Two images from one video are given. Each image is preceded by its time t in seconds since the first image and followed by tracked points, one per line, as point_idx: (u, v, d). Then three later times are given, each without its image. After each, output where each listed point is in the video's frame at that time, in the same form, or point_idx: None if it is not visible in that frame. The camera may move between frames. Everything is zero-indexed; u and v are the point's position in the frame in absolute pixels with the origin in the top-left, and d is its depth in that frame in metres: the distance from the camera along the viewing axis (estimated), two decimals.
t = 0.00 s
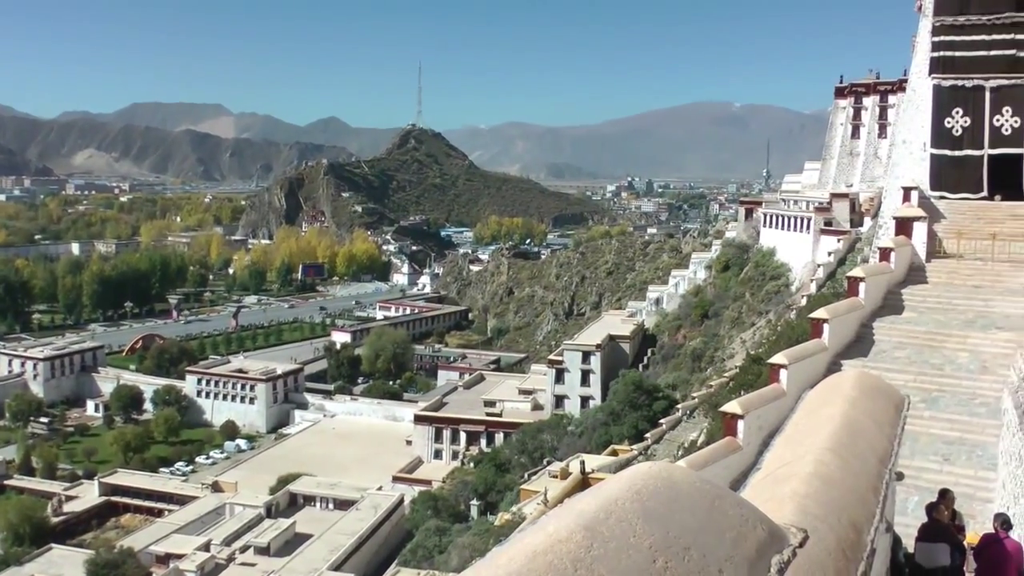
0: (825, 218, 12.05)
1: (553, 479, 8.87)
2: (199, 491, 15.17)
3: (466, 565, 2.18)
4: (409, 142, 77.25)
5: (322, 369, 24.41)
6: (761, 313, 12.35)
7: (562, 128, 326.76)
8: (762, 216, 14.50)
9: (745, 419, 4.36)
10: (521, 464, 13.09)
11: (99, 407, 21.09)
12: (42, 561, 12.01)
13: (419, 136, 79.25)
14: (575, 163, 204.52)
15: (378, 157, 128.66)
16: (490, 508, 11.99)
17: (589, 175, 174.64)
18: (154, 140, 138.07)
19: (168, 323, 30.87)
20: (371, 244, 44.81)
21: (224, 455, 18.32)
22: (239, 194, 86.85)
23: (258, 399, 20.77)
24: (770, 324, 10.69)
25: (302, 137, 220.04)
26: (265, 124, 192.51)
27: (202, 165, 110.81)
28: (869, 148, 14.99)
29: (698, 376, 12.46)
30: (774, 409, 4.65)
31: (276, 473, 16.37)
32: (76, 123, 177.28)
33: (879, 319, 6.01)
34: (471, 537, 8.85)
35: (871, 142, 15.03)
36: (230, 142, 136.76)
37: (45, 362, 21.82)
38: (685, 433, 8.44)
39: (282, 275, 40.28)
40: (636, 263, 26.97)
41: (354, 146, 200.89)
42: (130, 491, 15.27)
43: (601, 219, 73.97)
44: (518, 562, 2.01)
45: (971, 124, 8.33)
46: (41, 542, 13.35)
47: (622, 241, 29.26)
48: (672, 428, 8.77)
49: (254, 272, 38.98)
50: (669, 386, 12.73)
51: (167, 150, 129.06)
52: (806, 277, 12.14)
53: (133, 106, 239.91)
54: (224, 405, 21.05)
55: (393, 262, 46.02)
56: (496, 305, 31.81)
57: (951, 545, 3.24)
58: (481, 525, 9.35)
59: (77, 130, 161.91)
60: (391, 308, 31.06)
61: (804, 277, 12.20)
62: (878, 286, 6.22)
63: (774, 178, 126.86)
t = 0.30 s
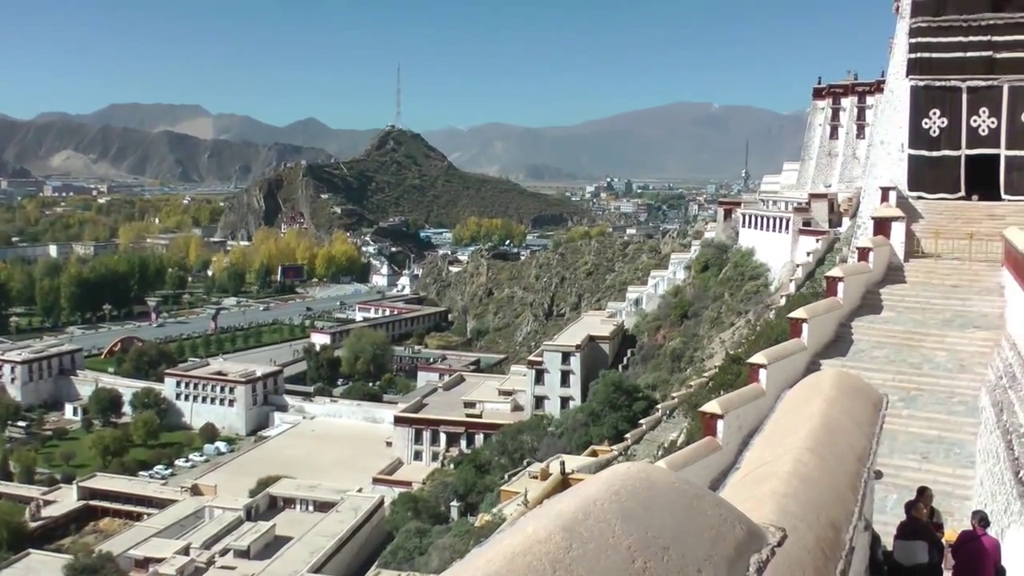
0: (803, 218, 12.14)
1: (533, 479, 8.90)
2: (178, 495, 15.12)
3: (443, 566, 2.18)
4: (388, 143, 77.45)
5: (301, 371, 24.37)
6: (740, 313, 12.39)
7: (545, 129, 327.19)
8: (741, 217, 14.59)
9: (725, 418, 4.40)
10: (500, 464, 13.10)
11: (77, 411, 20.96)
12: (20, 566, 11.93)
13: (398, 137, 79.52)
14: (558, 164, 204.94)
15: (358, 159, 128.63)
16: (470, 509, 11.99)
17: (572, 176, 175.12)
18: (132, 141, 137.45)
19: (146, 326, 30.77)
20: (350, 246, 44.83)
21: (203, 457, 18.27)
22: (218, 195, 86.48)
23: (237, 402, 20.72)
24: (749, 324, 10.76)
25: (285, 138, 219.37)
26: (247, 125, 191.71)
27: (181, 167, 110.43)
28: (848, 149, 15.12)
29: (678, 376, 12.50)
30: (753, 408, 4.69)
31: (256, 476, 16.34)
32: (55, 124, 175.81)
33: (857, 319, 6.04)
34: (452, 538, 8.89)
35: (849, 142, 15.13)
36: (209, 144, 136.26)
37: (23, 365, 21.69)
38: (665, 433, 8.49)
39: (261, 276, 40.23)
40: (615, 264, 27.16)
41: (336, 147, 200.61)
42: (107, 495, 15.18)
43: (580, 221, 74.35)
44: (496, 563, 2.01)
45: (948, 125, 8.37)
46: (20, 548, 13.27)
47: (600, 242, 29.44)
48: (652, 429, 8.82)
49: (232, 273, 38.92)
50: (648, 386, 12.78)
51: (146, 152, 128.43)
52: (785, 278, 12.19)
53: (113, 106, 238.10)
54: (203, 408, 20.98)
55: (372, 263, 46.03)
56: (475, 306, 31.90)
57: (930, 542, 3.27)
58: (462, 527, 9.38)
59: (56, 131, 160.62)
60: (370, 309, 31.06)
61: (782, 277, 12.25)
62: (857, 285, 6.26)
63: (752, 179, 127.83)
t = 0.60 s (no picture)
0: (783, 219, 12.22)
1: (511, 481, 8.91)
2: (157, 498, 15.05)
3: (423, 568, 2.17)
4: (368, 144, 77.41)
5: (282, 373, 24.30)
6: (720, 313, 12.45)
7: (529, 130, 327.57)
8: (721, 218, 14.69)
9: (705, 419, 4.44)
10: (481, 466, 13.11)
11: (56, 414, 20.82)
12: None
13: (378, 138, 79.47)
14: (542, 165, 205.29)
15: (338, 160, 128.35)
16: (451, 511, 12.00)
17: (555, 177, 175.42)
18: (110, 143, 136.59)
19: (124, 328, 30.62)
20: (330, 247, 44.81)
21: (182, 461, 18.19)
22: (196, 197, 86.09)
23: (217, 405, 20.62)
24: (728, 324, 10.82)
25: (267, 140, 218.58)
26: (228, 126, 190.86)
27: (159, 168, 109.91)
28: (826, 150, 15.26)
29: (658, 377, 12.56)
30: (733, 409, 4.73)
31: (236, 479, 16.29)
32: (34, 125, 174.30)
33: (835, 319, 6.09)
34: (432, 540, 8.91)
35: (827, 143, 15.23)
36: (189, 145, 135.61)
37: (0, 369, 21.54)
38: (644, 434, 8.53)
39: (240, 278, 40.12)
40: (595, 265, 27.30)
41: (317, 149, 200.20)
42: (84, 499, 15.09)
43: (559, 222, 74.66)
44: (474, 566, 2.00)
45: (926, 127, 8.44)
46: None
47: (579, 243, 29.58)
48: (632, 430, 8.86)
49: (211, 275, 38.77)
50: (629, 387, 12.82)
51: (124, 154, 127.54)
52: (764, 278, 12.26)
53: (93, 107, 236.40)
54: (182, 411, 20.88)
55: (351, 265, 45.99)
56: (455, 307, 31.92)
57: (908, 540, 3.30)
58: (442, 528, 9.39)
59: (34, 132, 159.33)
60: (349, 311, 31.06)
61: (761, 278, 12.32)
62: (836, 285, 6.30)
63: (732, 180, 128.65)
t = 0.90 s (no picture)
0: (763, 221, 12.30)
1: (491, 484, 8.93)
2: (137, 502, 14.97)
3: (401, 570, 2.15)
4: (348, 146, 77.30)
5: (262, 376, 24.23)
6: (700, 315, 12.50)
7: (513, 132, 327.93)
8: (701, 219, 14.74)
9: (685, 420, 4.48)
10: (461, 469, 13.12)
11: (34, 418, 20.66)
12: None
13: (357, 140, 79.35)
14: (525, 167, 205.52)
15: (319, 162, 128.05)
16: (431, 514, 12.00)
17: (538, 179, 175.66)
18: (89, 145, 135.66)
19: (102, 331, 30.45)
20: (310, 250, 44.75)
21: (162, 465, 18.11)
22: (176, 200, 85.59)
23: (196, 408, 20.51)
24: (709, 326, 10.88)
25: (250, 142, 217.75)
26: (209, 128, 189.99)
27: (138, 171, 109.40)
28: (805, 152, 15.38)
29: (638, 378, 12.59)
30: (713, 410, 4.76)
31: (216, 482, 16.22)
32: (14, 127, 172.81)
33: (816, 320, 6.13)
34: (412, 543, 8.92)
35: (807, 146, 15.29)
36: (169, 147, 134.91)
37: None
38: (625, 435, 8.57)
39: (219, 281, 39.98)
40: (574, 267, 27.40)
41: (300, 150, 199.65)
42: (63, 504, 14.98)
43: (540, 224, 74.82)
44: (454, 567, 1.99)
45: (905, 129, 8.49)
46: None
47: (560, 245, 29.73)
48: (613, 431, 8.89)
49: (190, 278, 38.61)
50: (609, 389, 12.86)
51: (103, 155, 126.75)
52: (743, 280, 12.33)
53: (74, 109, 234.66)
54: (162, 414, 20.78)
55: (332, 267, 45.89)
56: (435, 310, 31.92)
57: (887, 540, 3.32)
58: (422, 531, 9.40)
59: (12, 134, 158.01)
60: (329, 313, 31.00)
61: (741, 279, 12.40)
62: (815, 287, 6.34)
63: (711, 181, 129.48)
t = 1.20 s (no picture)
0: (742, 223, 12.36)
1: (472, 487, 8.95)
2: (117, 508, 14.88)
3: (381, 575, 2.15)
4: (329, 149, 77.15)
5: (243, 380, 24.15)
6: (681, 317, 12.55)
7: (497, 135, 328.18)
8: (680, 221, 14.76)
9: (665, 423, 4.50)
10: (442, 472, 13.12)
11: (13, 424, 20.50)
12: None
13: (337, 143, 79.20)
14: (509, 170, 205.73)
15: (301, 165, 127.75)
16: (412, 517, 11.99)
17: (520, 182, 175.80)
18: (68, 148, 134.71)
19: (81, 336, 30.29)
20: (290, 253, 44.67)
21: (142, 470, 18.03)
22: (155, 203, 85.10)
23: (176, 413, 20.40)
24: (690, 328, 10.93)
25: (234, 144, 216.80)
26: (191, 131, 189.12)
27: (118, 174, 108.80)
28: (785, 155, 15.46)
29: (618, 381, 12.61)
30: (694, 412, 4.79)
31: (196, 488, 16.15)
32: None
33: (796, 322, 6.17)
34: (392, 547, 8.92)
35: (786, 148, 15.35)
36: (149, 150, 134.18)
37: None
38: (606, 438, 8.60)
39: (199, 284, 39.81)
40: (555, 270, 27.46)
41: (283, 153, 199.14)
42: (41, 511, 14.88)
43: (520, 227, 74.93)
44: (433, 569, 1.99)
45: (884, 132, 8.57)
46: None
47: (540, 248, 29.84)
48: (594, 433, 8.93)
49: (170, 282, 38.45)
50: (590, 392, 12.89)
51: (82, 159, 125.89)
52: (723, 282, 12.40)
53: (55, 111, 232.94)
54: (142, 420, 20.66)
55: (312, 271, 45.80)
56: (416, 313, 31.90)
57: (867, 540, 3.34)
58: (404, 535, 9.40)
59: None
60: (310, 317, 30.93)
61: (721, 282, 12.49)
62: (795, 288, 6.38)
63: (691, 183, 130.13)
